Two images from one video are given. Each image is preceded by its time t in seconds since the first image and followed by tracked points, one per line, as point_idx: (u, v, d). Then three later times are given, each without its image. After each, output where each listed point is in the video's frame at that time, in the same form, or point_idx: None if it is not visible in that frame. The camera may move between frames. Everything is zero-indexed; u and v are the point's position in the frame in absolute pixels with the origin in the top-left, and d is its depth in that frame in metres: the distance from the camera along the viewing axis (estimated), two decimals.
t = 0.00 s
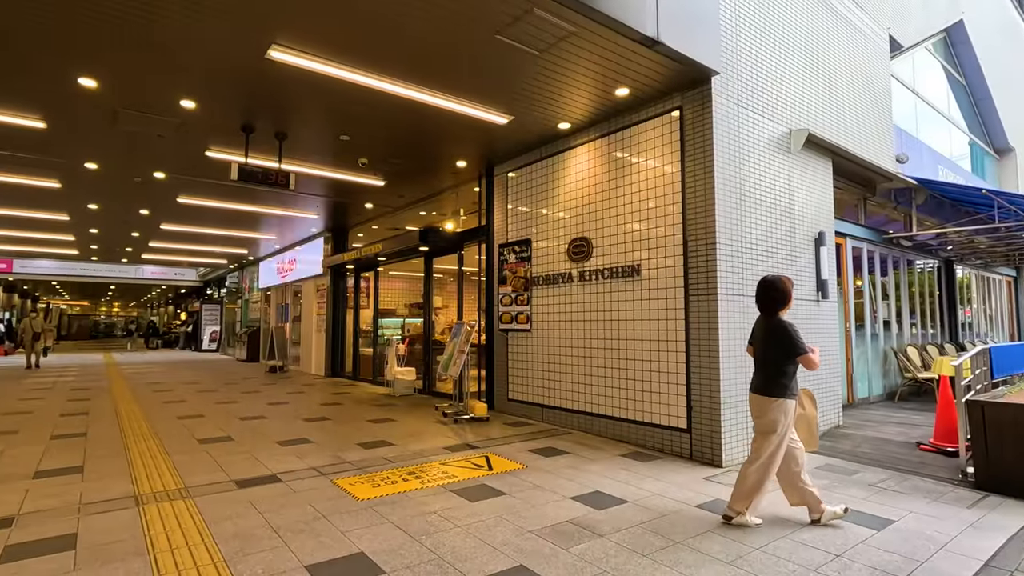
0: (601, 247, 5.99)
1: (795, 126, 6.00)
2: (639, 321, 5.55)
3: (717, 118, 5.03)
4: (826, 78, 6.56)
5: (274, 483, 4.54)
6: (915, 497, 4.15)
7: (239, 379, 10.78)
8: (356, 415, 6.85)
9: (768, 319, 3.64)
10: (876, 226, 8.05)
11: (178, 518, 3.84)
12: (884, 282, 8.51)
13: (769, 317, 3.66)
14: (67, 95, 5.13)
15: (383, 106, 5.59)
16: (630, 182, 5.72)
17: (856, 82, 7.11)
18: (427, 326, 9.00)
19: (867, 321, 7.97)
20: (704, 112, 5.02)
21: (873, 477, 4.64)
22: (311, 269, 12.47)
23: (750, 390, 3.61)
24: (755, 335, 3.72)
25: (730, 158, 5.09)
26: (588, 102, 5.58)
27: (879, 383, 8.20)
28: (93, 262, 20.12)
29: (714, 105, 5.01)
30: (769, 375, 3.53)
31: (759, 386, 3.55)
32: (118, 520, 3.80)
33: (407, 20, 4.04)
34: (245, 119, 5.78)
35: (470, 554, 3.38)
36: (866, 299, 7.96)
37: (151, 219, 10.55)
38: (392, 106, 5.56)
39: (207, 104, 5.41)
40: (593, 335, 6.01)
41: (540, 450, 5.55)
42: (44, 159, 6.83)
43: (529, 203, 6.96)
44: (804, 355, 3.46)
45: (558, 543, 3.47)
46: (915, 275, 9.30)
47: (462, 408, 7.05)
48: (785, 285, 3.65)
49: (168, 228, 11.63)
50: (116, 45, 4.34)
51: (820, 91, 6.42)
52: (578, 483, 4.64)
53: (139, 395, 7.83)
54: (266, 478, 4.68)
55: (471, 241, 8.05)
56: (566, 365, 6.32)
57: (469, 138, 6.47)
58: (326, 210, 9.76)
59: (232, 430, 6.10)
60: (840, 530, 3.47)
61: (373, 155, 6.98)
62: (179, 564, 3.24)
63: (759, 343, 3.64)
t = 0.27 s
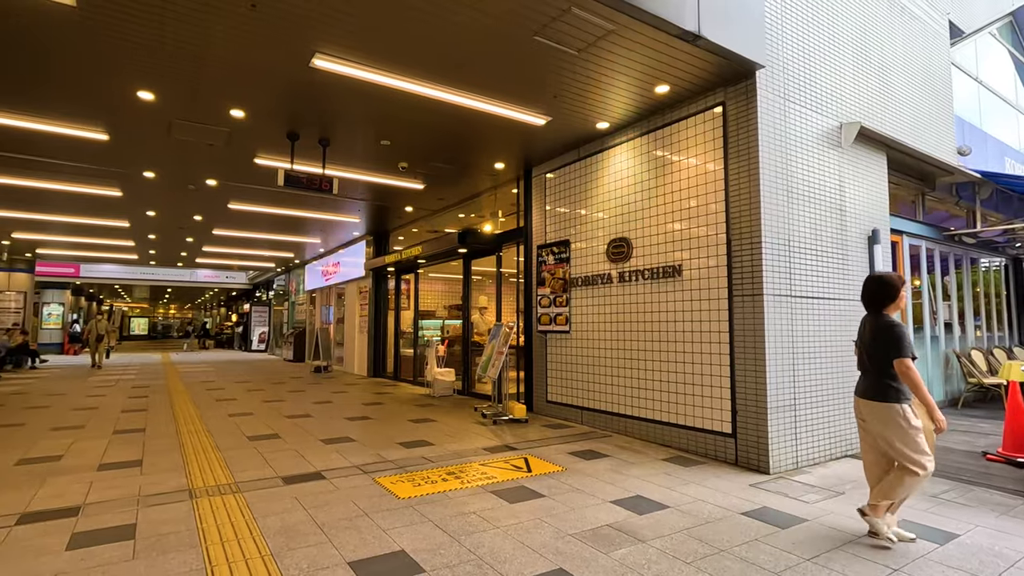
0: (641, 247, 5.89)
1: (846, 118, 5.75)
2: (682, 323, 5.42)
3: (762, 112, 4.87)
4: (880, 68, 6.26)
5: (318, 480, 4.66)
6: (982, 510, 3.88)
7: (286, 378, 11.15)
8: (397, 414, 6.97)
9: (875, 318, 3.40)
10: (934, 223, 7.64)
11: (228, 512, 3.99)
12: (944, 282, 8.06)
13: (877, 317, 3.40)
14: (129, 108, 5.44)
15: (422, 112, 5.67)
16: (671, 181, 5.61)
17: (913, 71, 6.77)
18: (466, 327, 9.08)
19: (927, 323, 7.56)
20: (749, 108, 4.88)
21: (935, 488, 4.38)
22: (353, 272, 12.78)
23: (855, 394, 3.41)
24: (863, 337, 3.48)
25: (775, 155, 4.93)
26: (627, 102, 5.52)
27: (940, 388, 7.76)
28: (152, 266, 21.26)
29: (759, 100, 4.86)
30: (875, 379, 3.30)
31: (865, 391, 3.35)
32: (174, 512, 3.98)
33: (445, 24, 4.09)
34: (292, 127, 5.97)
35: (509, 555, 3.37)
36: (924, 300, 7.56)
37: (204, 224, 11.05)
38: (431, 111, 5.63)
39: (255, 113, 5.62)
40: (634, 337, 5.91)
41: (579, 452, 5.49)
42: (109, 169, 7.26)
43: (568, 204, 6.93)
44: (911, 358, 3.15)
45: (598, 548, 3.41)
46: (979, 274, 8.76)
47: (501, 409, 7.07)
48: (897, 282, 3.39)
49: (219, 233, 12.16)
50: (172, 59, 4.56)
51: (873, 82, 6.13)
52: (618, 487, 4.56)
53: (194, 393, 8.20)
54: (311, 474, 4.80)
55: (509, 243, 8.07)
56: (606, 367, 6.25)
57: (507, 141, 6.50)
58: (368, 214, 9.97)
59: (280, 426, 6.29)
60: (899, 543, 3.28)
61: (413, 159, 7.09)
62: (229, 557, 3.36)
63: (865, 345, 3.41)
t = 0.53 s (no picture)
0: (685, 248, 5.76)
1: (906, 111, 5.46)
2: (728, 325, 5.26)
3: (813, 107, 4.69)
4: (941, 56, 5.93)
5: (363, 479, 4.76)
6: None
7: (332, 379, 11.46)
8: (440, 416, 7.05)
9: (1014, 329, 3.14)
10: (1006, 219, 7.14)
11: (279, 508, 4.14)
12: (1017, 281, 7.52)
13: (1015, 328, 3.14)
14: (187, 121, 5.74)
15: (461, 117, 5.73)
16: (716, 179, 5.47)
17: (979, 58, 6.38)
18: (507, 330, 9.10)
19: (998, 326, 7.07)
20: (798, 103, 4.70)
21: (1008, 502, 4.08)
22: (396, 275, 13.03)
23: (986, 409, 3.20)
24: (996, 349, 3.23)
25: (828, 151, 4.74)
26: (668, 101, 5.42)
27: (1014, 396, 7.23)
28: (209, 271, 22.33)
29: (809, 95, 4.68)
30: (1007, 392, 3.08)
31: (996, 406, 3.13)
32: (229, 507, 4.15)
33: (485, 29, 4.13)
34: (337, 135, 6.14)
35: (552, 558, 3.35)
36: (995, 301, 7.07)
37: (256, 230, 11.53)
38: (471, 115, 5.69)
39: (303, 122, 5.82)
40: (678, 340, 5.78)
41: (622, 457, 5.41)
42: (169, 180, 7.67)
43: (609, 205, 6.85)
44: None
45: (642, 554, 3.35)
46: None
47: (542, 412, 7.04)
48: None
49: (270, 239, 12.65)
50: (227, 73, 4.79)
51: (935, 72, 5.80)
52: (662, 493, 4.46)
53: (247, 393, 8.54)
54: (357, 473, 4.91)
55: (550, 246, 8.05)
56: (649, 371, 6.14)
57: (546, 143, 6.49)
58: (410, 218, 10.16)
59: (327, 425, 6.46)
60: (968, 560, 3.07)
61: (454, 164, 7.18)
62: (280, 552, 3.48)
63: (999, 357, 3.17)
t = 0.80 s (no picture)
0: (731, 248, 5.61)
1: (970, 100, 5.15)
2: (777, 327, 5.09)
3: (867, 99, 4.49)
4: (1009, 41, 5.58)
5: (407, 479, 4.85)
6: None
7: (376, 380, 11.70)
8: (481, 417, 7.09)
9: None
10: None
11: (327, 505, 4.26)
12: None
13: None
14: (239, 132, 6.00)
15: (501, 120, 5.76)
16: (764, 177, 5.30)
17: None
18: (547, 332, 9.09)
19: None
20: (851, 96, 4.51)
21: None
22: (438, 277, 13.22)
23: None
24: None
25: (883, 146, 4.52)
26: (713, 98, 5.30)
27: None
28: (259, 275, 23.24)
29: (862, 86, 4.48)
30: None
31: None
32: (280, 503, 4.29)
33: (525, 32, 4.14)
34: (381, 141, 6.29)
35: (596, 563, 3.32)
36: None
37: (303, 235, 11.92)
38: (510, 118, 5.71)
39: (347, 130, 5.98)
40: (724, 343, 5.63)
41: (666, 462, 5.31)
42: (223, 188, 8.03)
43: (651, 206, 6.75)
44: None
45: (688, 562, 3.27)
46: None
47: (584, 415, 6.98)
48: None
49: (316, 243, 13.06)
50: (276, 84, 4.98)
51: (1002, 57, 5.46)
52: (708, 500, 4.35)
53: (295, 392, 8.83)
54: (401, 472, 5.00)
55: (590, 247, 8.00)
56: (693, 374, 6.00)
57: (586, 144, 6.45)
58: (450, 221, 10.29)
59: (372, 424, 6.61)
60: None
61: (494, 166, 7.22)
62: (328, 548, 3.57)
63: None
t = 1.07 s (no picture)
0: (785, 247, 5.41)
1: None
2: (835, 329, 4.87)
3: (933, 88, 4.24)
4: None
5: (455, 479, 4.89)
6: None
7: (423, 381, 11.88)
8: (527, 419, 7.09)
9: None
10: None
11: (378, 504, 4.36)
12: None
13: None
14: (292, 141, 6.22)
15: (544, 122, 5.76)
16: (819, 173, 5.09)
17: None
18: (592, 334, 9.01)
19: None
20: (916, 85, 4.27)
21: None
22: (482, 280, 13.32)
23: None
24: None
25: (952, 137, 4.26)
26: (764, 93, 5.13)
27: None
28: (310, 279, 24.02)
29: (929, 75, 4.23)
30: None
31: None
32: (334, 500, 4.42)
33: (570, 32, 4.12)
34: (426, 147, 6.40)
35: (647, 569, 3.25)
36: None
37: (351, 240, 12.26)
38: (554, 120, 5.69)
39: (395, 136, 6.11)
40: (778, 346, 5.44)
41: (718, 467, 5.16)
42: (277, 195, 8.35)
43: (698, 205, 6.59)
44: None
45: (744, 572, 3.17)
46: None
47: (631, 418, 6.88)
48: None
49: (364, 247, 13.40)
50: (327, 94, 5.14)
51: None
52: (764, 508, 4.20)
53: (346, 392, 9.07)
54: (450, 472, 5.05)
55: (636, 248, 7.88)
56: (745, 378, 5.82)
57: (631, 144, 6.36)
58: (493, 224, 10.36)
59: (420, 425, 6.71)
60: None
61: (537, 168, 7.22)
62: (381, 546, 3.65)
63: None
